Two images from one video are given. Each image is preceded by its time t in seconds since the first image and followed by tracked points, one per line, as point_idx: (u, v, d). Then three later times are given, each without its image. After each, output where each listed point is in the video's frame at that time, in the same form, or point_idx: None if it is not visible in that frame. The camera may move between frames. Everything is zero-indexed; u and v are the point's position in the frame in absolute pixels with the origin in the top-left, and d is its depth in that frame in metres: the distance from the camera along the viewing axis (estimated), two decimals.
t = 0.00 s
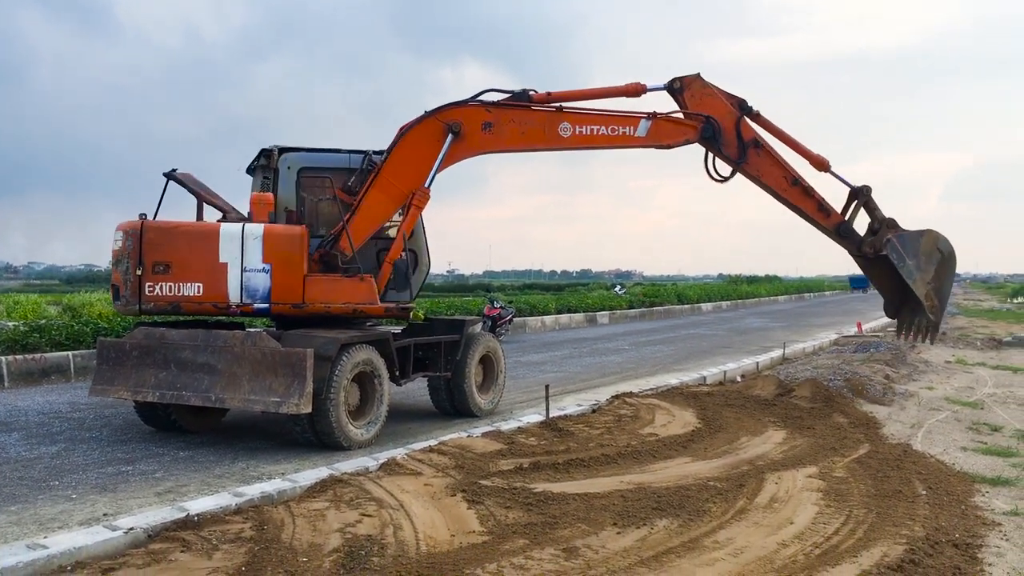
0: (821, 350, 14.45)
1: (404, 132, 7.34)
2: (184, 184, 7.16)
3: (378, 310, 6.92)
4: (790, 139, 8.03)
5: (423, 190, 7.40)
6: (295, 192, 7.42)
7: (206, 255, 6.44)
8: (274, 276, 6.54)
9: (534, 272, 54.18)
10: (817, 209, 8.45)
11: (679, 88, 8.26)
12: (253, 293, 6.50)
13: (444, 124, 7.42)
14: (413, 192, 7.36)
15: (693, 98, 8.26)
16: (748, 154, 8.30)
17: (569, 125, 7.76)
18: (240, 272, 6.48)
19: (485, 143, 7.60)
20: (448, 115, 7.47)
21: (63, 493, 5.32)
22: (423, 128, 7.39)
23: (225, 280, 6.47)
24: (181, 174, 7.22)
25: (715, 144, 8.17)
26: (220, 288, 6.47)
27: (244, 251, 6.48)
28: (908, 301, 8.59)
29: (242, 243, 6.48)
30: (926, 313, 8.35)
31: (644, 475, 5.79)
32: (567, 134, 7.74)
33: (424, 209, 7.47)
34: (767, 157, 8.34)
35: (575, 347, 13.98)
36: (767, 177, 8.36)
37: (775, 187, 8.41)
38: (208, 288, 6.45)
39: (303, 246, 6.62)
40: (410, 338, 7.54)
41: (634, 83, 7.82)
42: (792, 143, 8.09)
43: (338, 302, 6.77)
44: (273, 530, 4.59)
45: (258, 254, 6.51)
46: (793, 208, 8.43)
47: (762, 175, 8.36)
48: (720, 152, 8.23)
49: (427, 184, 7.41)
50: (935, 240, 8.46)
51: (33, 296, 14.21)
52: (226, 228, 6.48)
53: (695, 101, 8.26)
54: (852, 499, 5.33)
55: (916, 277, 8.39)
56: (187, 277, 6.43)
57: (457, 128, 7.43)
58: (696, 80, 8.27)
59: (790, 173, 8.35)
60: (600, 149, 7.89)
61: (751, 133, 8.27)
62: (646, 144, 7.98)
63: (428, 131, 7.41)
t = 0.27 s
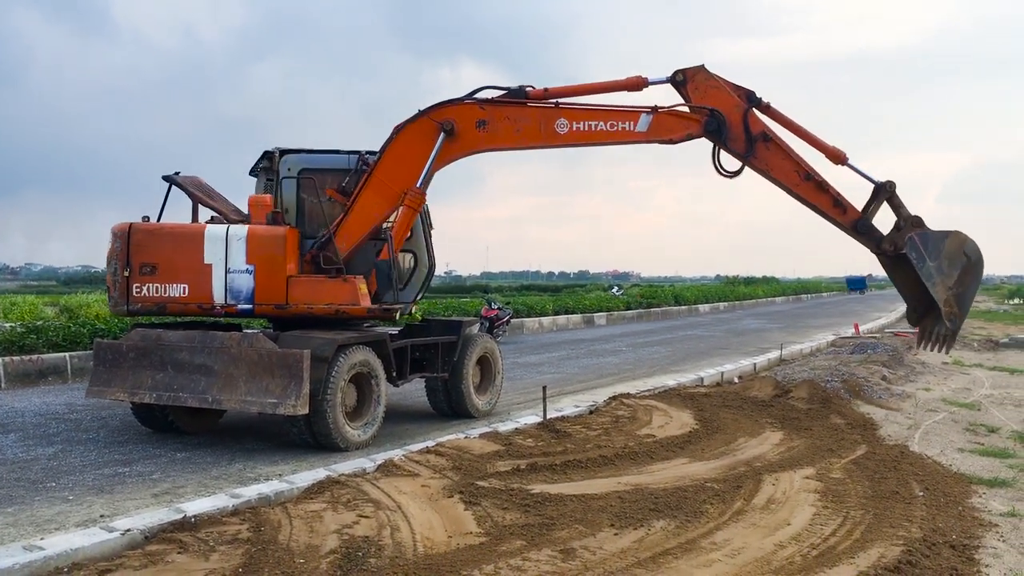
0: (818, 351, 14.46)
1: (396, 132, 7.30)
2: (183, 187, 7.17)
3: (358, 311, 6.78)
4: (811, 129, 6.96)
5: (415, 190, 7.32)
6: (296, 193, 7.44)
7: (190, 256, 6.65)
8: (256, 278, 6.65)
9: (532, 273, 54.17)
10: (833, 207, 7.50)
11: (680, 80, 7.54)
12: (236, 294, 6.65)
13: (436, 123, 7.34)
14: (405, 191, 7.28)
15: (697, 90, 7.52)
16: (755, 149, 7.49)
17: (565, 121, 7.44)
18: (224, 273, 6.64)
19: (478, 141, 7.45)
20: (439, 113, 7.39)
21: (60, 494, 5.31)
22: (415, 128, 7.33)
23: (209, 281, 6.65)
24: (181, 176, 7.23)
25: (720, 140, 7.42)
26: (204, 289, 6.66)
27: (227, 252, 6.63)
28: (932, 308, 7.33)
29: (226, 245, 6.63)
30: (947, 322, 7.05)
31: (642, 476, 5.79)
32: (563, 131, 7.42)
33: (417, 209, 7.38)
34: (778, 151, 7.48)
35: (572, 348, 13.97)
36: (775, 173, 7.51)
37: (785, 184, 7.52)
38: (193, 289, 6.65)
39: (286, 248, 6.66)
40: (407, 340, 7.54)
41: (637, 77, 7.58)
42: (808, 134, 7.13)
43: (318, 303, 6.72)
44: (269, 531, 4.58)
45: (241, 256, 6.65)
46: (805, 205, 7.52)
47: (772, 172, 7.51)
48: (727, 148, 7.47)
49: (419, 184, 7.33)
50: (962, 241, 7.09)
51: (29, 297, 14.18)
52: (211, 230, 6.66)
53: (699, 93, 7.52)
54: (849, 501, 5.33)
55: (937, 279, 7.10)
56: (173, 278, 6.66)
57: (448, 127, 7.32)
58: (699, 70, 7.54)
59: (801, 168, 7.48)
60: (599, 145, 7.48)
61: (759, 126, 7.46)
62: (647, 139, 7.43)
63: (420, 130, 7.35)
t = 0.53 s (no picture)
0: (818, 355, 14.46)
1: (393, 136, 7.27)
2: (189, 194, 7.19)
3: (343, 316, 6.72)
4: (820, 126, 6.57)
5: (410, 194, 7.24)
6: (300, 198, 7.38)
7: (182, 260, 6.75)
8: (244, 281, 6.69)
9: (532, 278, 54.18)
10: (851, 212, 6.92)
11: (684, 78, 7.16)
12: (225, 298, 6.73)
13: (432, 126, 7.24)
14: (400, 195, 7.22)
15: (702, 88, 7.11)
16: (764, 148, 6.99)
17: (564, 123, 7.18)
18: (213, 277, 6.72)
19: (474, 144, 7.28)
20: (437, 116, 7.29)
21: (60, 499, 5.31)
22: (412, 131, 7.27)
23: (199, 284, 6.74)
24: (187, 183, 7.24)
25: (724, 140, 6.98)
26: (195, 292, 6.75)
27: (216, 256, 6.70)
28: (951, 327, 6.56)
29: (215, 249, 6.70)
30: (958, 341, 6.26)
31: (642, 481, 5.78)
32: (561, 133, 7.15)
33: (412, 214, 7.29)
34: (789, 151, 6.98)
35: (572, 353, 13.97)
36: (786, 174, 7.01)
37: (797, 186, 7.01)
38: (184, 292, 6.75)
39: (273, 253, 6.68)
40: (407, 344, 7.55)
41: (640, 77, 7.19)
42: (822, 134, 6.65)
43: (304, 308, 6.71)
44: (269, 536, 4.57)
45: (229, 260, 6.70)
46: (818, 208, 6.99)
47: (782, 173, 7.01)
48: (733, 148, 7.02)
49: (414, 188, 7.26)
50: (987, 257, 6.37)
51: (29, 301, 14.18)
52: (201, 234, 6.74)
53: (704, 91, 7.10)
54: (849, 506, 5.33)
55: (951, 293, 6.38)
56: (165, 281, 6.77)
57: (443, 129, 7.20)
58: (705, 67, 7.12)
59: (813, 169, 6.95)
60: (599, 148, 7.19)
61: (769, 125, 6.98)
62: (648, 140, 7.05)
63: (417, 133, 7.28)
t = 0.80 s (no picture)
0: (821, 362, 14.44)
1: (389, 140, 7.15)
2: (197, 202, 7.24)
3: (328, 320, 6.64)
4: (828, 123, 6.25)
5: (404, 199, 7.11)
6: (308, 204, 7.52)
7: (177, 265, 6.77)
8: (234, 286, 6.71)
9: (534, 284, 54.18)
10: (860, 215, 6.43)
11: (684, 75, 6.75)
12: (217, 302, 6.74)
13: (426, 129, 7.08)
14: (394, 200, 7.10)
15: (701, 85, 6.70)
16: (767, 147, 6.54)
17: (560, 123, 6.89)
18: (206, 282, 6.74)
19: (469, 146, 7.06)
20: (432, 119, 7.13)
21: (62, 504, 5.31)
22: (407, 135, 7.13)
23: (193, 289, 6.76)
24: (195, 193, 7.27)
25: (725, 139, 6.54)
26: (189, 297, 6.77)
27: (209, 261, 6.73)
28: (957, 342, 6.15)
29: (208, 254, 6.73)
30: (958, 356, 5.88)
31: (645, 488, 5.77)
32: (556, 134, 6.87)
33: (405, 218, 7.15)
34: (794, 150, 6.51)
35: (574, 359, 13.96)
36: (790, 173, 6.53)
37: (802, 187, 6.54)
38: (179, 297, 6.77)
39: (262, 257, 6.67)
40: (410, 350, 7.55)
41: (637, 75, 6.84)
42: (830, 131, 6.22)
43: (291, 313, 6.67)
44: (271, 542, 4.57)
45: (221, 264, 6.72)
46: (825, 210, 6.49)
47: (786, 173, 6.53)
48: (735, 147, 6.57)
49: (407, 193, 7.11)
50: (1004, 274, 5.94)
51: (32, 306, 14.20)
52: (196, 239, 6.77)
53: (705, 89, 6.68)
54: (852, 513, 5.32)
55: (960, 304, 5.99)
56: (161, 286, 6.80)
57: (436, 133, 7.03)
58: (705, 63, 6.71)
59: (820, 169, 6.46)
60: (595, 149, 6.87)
61: (772, 122, 6.52)
62: (646, 141, 6.70)
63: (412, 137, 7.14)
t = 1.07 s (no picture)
0: (824, 369, 14.42)
1: (383, 143, 7.13)
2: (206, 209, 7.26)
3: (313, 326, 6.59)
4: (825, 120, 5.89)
5: (397, 203, 7.07)
6: (315, 209, 7.52)
7: (175, 271, 6.84)
8: (226, 292, 6.71)
9: (537, 290, 54.17)
10: (859, 217, 6.02)
11: (676, 70, 6.51)
12: (211, 308, 6.77)
13: (419, 133, 7.03)
14: (387, 204, 7.07)
15: (693, 80, 6.45)
16: (760, 145, 6.25)
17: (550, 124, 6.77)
18: (201, 288, 6.78)
19: (461, 149, 6.98)
20: (426, 122, 7.09)
21: (64, 509, 5.31)
22: (401, 138, 7.10)
23: (190, 295, 6.81)
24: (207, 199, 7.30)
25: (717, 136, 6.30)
26: (187, 303, 6.83)
27: (204, 266, 6.76)
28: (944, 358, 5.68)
29: (203, 260, 6.77)
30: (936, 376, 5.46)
31: (648, 495, 5.76)
32: (545, 134, 6.75)
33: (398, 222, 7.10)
34: (788, 148, 6.19)
35: (577, 365, 13.94)
36: (783, 173, 6.21)
37: (796, 186, 6.20)
38: (178, 303, 6.85)
39: (252, 264, 6.65)
40: (412, 355, 7.57)
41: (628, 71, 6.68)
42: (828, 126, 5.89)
43: (279, 319, 6.63)
44: (274, 547, 4.57)
45: (215, 270, 6.74)
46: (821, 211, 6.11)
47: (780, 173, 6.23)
48: (727, 145, 6.31)
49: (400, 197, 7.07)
50: (1006, 294, 5.37)
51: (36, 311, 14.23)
52: (192, 246, 6.82)
53: (697, 84, 6.45)
54: (855, 520, 5.30)
55: (953, 317, 5.50)
56: (160, 292, 6.88)
57: (428, 136, 6.97)
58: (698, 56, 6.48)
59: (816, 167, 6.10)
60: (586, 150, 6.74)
61: (766, 119, 6.23)
62: (637, 140, 6.52)
63: (406, 141, 7.11)
